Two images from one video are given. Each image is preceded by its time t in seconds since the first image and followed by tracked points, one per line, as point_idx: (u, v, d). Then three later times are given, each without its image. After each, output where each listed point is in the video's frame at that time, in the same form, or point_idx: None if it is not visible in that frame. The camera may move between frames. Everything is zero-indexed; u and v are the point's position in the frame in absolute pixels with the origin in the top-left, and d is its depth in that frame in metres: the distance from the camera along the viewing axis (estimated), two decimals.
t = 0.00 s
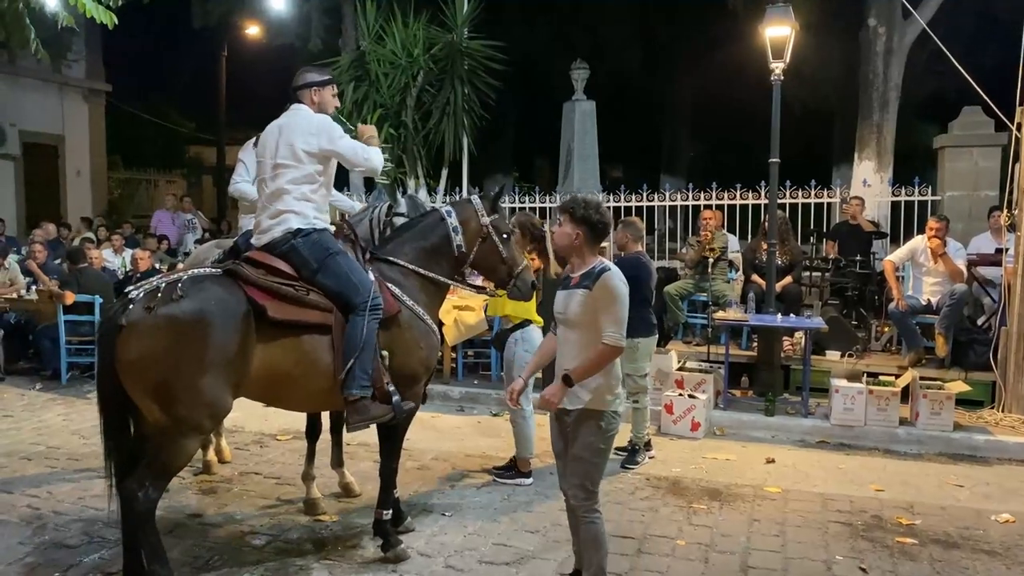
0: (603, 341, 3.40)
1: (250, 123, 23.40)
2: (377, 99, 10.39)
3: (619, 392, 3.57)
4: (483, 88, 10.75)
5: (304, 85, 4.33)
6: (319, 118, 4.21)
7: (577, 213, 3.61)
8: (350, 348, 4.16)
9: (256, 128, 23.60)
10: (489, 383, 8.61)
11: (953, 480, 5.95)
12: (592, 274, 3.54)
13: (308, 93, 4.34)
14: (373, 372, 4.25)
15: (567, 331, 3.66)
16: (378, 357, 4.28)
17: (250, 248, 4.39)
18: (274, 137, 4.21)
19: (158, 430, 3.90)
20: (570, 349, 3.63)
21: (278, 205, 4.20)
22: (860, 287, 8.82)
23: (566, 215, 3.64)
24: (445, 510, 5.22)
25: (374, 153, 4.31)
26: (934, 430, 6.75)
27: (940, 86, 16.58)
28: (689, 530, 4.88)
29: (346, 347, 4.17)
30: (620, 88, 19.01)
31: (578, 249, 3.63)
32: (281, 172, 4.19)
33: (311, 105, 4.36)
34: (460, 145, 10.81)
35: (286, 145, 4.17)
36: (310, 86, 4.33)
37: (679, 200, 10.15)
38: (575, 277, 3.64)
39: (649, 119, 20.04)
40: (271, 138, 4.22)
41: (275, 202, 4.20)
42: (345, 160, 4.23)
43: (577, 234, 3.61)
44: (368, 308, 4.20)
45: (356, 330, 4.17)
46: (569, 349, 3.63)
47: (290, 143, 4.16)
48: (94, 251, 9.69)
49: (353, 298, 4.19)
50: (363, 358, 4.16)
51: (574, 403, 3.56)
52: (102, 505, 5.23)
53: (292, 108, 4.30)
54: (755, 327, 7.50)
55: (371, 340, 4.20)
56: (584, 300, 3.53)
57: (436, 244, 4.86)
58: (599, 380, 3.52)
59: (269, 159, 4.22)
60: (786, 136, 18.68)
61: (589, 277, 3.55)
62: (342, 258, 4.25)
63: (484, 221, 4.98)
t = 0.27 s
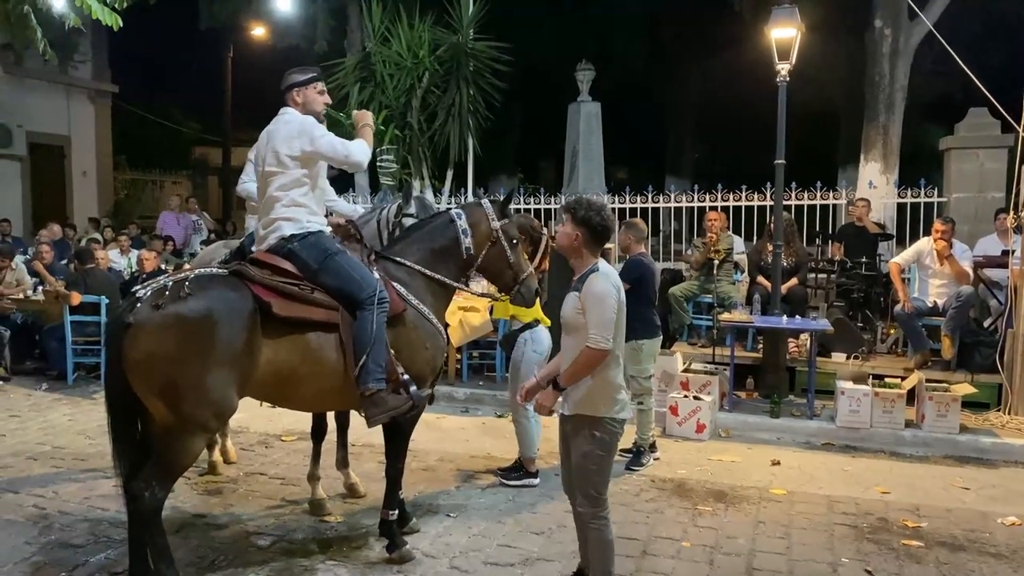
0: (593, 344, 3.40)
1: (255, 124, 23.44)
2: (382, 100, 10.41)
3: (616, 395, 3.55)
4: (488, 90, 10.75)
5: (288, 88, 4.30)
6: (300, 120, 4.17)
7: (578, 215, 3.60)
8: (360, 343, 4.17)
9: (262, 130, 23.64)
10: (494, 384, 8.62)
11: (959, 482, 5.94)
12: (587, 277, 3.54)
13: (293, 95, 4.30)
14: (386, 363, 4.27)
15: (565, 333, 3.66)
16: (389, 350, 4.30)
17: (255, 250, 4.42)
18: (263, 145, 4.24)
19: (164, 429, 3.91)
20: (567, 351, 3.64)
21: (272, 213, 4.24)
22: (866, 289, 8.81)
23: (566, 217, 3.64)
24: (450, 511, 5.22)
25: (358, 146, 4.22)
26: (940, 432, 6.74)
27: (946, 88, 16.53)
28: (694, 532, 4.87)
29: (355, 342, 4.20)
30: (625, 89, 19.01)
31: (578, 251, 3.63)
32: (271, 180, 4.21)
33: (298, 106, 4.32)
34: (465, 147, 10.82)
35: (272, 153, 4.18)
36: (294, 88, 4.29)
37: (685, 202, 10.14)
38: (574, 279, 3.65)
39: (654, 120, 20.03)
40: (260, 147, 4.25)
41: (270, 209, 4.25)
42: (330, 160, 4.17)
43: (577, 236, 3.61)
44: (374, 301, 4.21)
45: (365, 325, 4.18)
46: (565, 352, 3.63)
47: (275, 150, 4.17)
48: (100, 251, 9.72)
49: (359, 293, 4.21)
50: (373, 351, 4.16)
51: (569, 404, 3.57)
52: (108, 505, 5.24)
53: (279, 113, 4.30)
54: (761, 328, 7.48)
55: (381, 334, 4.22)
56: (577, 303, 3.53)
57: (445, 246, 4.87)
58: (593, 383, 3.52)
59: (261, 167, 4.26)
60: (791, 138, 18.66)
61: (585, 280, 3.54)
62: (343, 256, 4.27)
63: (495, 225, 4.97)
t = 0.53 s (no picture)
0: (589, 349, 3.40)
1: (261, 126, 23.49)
2: (387, 102, 10.43)
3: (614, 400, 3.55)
4: (493, 92, 10.76)
5: (276, 93, 4.24)
6: (283, 126, 4.09)
7: (582, 218, 3.60)
8: (376, 344, 4.23)
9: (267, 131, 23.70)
10: (498, 386, 8.62)
11: (964, 485, 5.92)
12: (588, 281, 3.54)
13: (280, 99, 4.23)
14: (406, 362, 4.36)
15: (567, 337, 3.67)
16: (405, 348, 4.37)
17: (258, 255, 4.41)
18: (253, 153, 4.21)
19: (170, 432, 3.93)
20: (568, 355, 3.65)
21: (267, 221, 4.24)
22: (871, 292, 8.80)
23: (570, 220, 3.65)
24: (455, 513, 5.23)
25: (339, 150, 4.07)
26: (945, 436, 6.72)
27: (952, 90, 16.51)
28: (698, 535, 4.88)
29: (371, 343, 4.25)
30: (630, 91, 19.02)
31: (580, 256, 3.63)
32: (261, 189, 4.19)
33: (287, 110, 4.25)
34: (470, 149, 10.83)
35: (258, 161, 4.14)
36: (280, 93, 4.22)
37: (690, 204, 10.13)
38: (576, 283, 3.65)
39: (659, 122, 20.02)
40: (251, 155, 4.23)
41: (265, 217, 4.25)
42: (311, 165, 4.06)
43: (581, 240, 3.62)
44: (384, 303, 4.25)
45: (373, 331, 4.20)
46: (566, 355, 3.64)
47: (261, 159, 4.12)
48: (106, 253, 9.76)
49: (368, 295, 4.24)
50: (394, 351, 4.25)
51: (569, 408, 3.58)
52: (114, 506, 5.26)
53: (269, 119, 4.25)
54: (766, 331, 7.48)
55: (396, 335, 4.27)
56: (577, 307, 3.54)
57: (451, 249, 4.88)
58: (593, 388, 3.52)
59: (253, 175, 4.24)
60: (796, 140, 18.65)
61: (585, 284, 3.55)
62: (346, 261, 4.28)
63: (501, 229, 4.98)
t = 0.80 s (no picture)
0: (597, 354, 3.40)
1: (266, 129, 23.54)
2: (392, 105, 10.45)
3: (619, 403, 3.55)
4: (497, 95, 10.76)
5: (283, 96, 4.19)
6: (284, 131, 4.05)
7: (585, 221, 3.60)
8: (376, 350, 4.23)
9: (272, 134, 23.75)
10: (502, 389, 8.62)
11: (969, 489, 5.91)
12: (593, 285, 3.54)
13: (286, 102, 4.18)
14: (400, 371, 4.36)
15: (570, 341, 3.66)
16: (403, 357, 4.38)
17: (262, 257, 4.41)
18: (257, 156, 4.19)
19: (174, 433, 3.94)
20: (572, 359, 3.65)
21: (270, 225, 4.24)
22: (876, 295, 8.79)
23: (572, 224, 3.64)
24: (459, 516, 5.23)
25: (336, 159, 4.00)
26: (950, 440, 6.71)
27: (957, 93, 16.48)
28: (702, 539, 4.87)
29: (370, 350, 4.25)
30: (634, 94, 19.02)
31: (583, 260, 3.63)
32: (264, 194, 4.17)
33: (293, 113, 4.20)
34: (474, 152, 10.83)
35: (261, 166, 4.11)
36: (286, 95, 4.17)
37: (694, 207, 10.12)
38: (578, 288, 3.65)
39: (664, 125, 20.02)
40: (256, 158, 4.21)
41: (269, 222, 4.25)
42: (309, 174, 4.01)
43: (583, 243, 3.62)
44: (387, 309, 4.26)
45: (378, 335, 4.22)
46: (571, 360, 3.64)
47: (263, 164, 4.10)
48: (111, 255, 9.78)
49: (371, 301, 4.24)
50: (391, 360, 4.27)
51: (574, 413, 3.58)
52: (118, 508, 5.27)
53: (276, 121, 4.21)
54: (770, 334, 7.46)
55: (396, 342, 4.29)
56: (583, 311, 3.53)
57: (454, 253, 4.89)
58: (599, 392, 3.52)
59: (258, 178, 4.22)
60: (801, 143, 18.63)
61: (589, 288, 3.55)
62: (351, 266, 4.28)
63: (505, 233, 4.99)
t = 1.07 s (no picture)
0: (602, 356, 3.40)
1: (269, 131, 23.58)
2: (395, 108, 10.48)
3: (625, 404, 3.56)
4: (501, 98, 10.77)
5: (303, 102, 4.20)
6: (295, 140, 4.05)
7: (583, 224, 3.58)
8: (375, 359, 4.23)
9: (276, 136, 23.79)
10: (504, 391, 8.63)
11: (972, 493, 5.90)
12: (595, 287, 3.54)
13: (305, 109, 4.19)
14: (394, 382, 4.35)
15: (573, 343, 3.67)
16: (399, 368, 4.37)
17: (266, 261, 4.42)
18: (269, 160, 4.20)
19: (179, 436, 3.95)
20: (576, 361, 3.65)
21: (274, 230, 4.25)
22: (879, 299, 8.79)
23: (570, 226, 3.63)
24: (461, 518, 5.24)
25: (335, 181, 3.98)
26: (953, 443, 6.69)
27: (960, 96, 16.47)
28: (705, 542, 4.87)
29: (368, 359, 4.25)
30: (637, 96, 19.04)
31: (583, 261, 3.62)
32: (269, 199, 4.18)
33: (310, 121, 4.20)
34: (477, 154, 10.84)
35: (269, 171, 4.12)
36: (307, 102, 4.18)
37: (697, 209, 10.12)
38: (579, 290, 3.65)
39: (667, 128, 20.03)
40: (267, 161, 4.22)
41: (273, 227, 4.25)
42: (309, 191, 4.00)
43: (583, 246, 3.61)
44: (390, 319, 4.24)
45: (380, 342, 4.22)
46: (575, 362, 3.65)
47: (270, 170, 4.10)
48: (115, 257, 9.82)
49: (373, 310, 4.22)
50: (387, 370, 4.26)
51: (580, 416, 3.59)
52: (121, 509, 5.29)
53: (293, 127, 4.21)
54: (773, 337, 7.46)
55: (394, 351, 4.28)
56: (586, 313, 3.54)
57: (457, 256, 4.90)
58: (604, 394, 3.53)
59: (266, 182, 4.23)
60: (804, 146, 18.62)
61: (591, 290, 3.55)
62: (357, 274, 4.26)
63: (507, 236, 4.99)
